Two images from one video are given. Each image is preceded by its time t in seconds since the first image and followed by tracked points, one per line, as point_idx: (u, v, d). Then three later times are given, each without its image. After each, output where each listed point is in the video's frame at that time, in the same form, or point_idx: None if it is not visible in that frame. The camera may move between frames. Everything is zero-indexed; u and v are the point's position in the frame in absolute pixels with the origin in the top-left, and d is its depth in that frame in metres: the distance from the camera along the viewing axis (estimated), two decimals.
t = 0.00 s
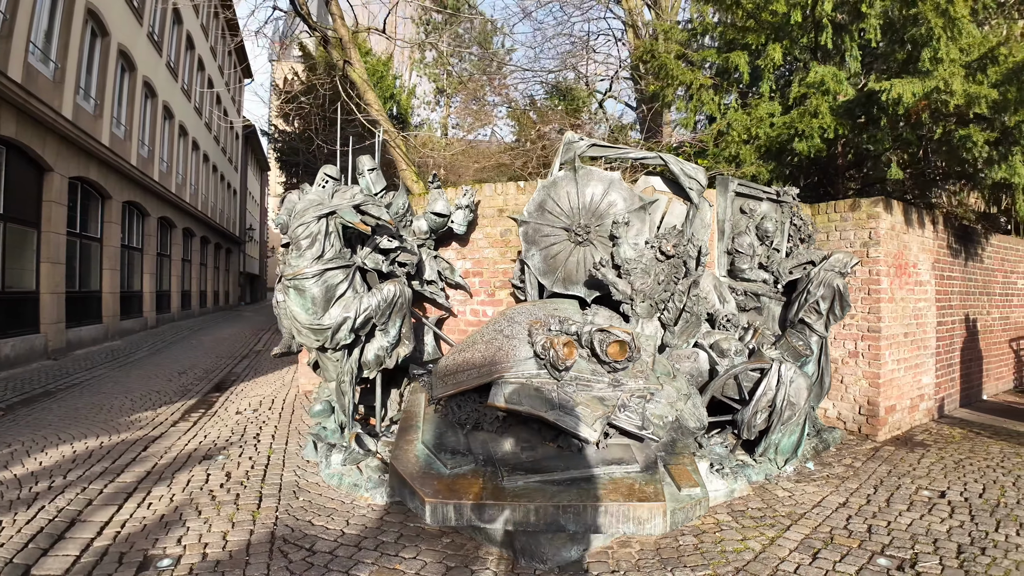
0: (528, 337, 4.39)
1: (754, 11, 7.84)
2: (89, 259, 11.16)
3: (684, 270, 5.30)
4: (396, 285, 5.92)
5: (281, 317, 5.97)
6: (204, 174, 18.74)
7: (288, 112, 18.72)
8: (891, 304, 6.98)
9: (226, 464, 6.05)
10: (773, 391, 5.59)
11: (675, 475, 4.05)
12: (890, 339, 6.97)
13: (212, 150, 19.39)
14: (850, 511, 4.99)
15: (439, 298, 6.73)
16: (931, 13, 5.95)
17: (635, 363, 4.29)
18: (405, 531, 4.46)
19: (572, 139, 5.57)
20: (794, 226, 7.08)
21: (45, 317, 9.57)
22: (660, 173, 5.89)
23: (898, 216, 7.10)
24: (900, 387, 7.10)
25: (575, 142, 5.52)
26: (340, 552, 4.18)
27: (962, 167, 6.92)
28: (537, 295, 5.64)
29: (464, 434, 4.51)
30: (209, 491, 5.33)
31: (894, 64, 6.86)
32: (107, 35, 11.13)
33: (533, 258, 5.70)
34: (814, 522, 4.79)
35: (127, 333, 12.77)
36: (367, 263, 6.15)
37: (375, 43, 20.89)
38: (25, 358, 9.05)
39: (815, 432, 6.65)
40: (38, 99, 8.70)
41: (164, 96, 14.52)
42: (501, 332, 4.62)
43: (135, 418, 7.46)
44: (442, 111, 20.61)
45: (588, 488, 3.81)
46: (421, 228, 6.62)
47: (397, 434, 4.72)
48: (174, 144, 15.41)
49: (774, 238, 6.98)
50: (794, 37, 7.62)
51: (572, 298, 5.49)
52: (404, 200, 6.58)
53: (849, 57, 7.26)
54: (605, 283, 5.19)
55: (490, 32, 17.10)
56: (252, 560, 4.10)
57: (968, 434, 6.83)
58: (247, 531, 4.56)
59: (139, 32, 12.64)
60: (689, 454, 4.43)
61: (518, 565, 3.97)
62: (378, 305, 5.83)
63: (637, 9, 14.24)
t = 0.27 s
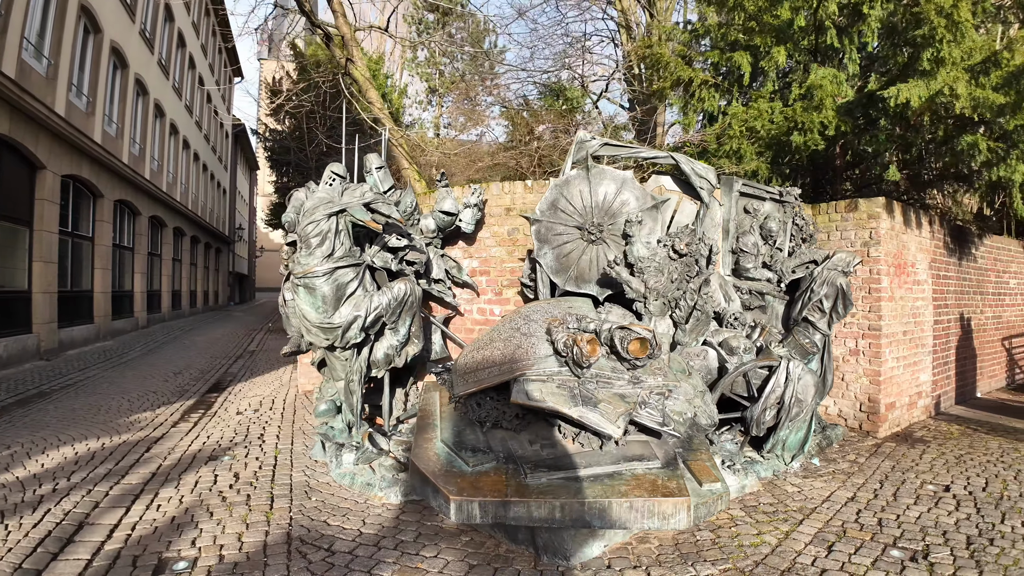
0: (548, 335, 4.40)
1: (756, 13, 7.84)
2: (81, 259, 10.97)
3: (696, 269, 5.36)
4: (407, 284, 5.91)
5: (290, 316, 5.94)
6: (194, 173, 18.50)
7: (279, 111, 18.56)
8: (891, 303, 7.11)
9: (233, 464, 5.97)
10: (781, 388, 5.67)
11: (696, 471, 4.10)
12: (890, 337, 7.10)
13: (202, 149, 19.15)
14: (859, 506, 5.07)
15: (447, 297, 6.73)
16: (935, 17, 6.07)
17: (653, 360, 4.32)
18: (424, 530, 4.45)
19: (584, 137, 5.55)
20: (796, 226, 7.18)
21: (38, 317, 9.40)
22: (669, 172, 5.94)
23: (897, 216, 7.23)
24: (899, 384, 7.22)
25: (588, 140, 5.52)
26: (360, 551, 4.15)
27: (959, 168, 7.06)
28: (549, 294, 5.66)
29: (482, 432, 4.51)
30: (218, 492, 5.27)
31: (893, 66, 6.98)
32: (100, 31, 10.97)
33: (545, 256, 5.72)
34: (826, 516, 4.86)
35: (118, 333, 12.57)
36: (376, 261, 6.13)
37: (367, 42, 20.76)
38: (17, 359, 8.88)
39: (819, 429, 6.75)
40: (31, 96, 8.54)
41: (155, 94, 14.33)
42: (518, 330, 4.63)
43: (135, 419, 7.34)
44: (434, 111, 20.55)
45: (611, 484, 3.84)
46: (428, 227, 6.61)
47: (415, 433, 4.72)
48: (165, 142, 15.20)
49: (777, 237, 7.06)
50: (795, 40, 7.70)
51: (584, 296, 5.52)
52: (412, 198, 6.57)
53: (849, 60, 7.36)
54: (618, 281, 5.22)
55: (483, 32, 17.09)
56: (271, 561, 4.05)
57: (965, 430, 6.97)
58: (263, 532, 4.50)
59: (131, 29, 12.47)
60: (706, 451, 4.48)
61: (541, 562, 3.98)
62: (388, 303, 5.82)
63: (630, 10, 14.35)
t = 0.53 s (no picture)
0: (563, 337, 4.44)
1: (755, 17, 8.07)
2: (71, 258, 10.80)
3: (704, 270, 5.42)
4: (415, 284, 5.91)
5: (297, 317, 5.92)
6: (184, 172, 18.28)
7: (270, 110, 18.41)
8: (887, 304, 7.25)
9: (238, 466, 5.92)
10: (785, 387, 5.76)
11: (711, 469, 4.17)
12: (887, 337, 7.24)
13: (191, 148, 18.92)
14: (863, 502, 5.17)
15: (452, 297, 6.74)
16: (932, 26, 6.19)
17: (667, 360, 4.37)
18: (439, 531, 4.46)
19: (592, 140, 5.68)
20: (795, 228, 7.29)
21: (29, 318, 9.25)
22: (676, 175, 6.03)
23: (893, 218, 7.37)
24: (895, 383, 7.37)
25: (596, 143, 5.63)
26: (378, 553, 4.13)
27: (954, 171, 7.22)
28: (558, 295, 5.70)
29: (496, 432, 4.53)
30: (226, 494, 5.21)
31: (890, 71, 7.10)
32: (91, 29, 10.83)
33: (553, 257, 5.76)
34: (832, 512, 4.95)
35: (108, 334, 12.38)
36: (383, 262, 6.13)
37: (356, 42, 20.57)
38: (8, 360, 8.72)
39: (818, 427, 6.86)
40: (24, 93, 8.41)
41: (146, 93, 14.15)
42: (532, 331, 4.66)
43: (134, 420, 7.25)
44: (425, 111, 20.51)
45: (629, 483, 3.88)
46: (433, 228, 6.62)
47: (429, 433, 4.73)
48: (155, 141, 15.01)
49: (777, 239, 7.15)
50: (794, 44, 7.79)
51: (592, 297, 5.56)
52: (418, 199, 6.57)
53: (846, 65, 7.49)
54: (628, 282, 5.26)
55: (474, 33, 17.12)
56: (288, 564, 4.01)
57: (959, 428, 7.13)
58: (276, 534, 4.47)
59: (122, 26, 12.32)
60: (718, 449, 4.55)
61: (559, 560, 4.02)
62: (397, 304, 5.82)
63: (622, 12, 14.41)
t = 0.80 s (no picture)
0: (572, 338, 4.47)
1: (750, 21, 8.18)
2: (56, 258, 10.58)
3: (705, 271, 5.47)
4: (417, 286, 5.89)
5: (298, 318, 5.89)
6: (168, 171, 17.99)
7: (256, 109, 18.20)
8: (878, 304, 7.40)
9: (238, 469, 5.85)
10: (784, 386, 5.87)
11: (719, 467, 4.23)
12: (878, 336, 7.39)
13: (175, 146, 18.63)
14: (862, 498, 5.29)
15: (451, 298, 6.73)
16: (925, 32, 6.37)
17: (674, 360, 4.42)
18: (448, 531, 4.46)
19: (595, 142, 5.72)
20: (789, 229, 7.41)
21: (13, 319, 9.04)
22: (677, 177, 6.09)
23: (884, 220, 7.53)
24: (885, 381, 7.54)
25: (599, 145, 5.67)
26: (389, 555, 4.12)
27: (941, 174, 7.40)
28: (560, 295, 5.74)
29: (505, 432, 4.55)
30: (229, 498, 5.15)
31: (881, 76, 7.26)
32: (78, 26, 10.65)
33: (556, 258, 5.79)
34: (832, 508, 5.05)
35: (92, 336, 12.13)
36: (384, 263, 6.10)
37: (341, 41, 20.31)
38: None
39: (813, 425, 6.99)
40: (10, 90, 8.22)
41: (130, 91, 13.90)
42: (539, 332, 4.69)
43: (126, 423, 7.12)
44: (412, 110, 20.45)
45: (641, 482, 3.93)
46: (433, 228, 6.60)
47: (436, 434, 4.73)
48: (139, 139, 14.75)
49: (771, 240, 7.27)
50: (788, 48, 7.87)
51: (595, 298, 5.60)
52: (418, 200, 6.57)
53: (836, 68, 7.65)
54: (631, 283, 5.30)
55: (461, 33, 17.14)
56: (299, 568, 3.97)
57: (946, 425, 7.32)
58: (283, 537, 4.42)
59: (107, 23, 12.10)
60: (723, 447, 4.61)
61: (570, 558, 4.06)
62: (398, 305, 5.79)
63: (610, 14, 14.48)
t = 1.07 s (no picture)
0: (580, 337, 4.44)
1: (746, 21, 8.24)
2: (42, 257, 10.35)
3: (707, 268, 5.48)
4: (418, 283, 5.85)
5: (297, 316, 5.83)
6: (154, 169, 17.70)
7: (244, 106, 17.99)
8: (872, 302, 7.49)
9: (235, 470, 5.76)
10: (784, 383, 5.91)
11: (726, 463, 4.25)
12: (872, 334, 7.47)
13: (161, 145, 18.35)
14: (862, 493, 5.34)
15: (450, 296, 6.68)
16: (917, 27, 6.67)
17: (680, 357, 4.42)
18: (455, 531, 4.42)
19: (598, 140, 5.71)
20: (785, 228, 7.43)
21: None
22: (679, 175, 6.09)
23: (878, 219, 7.62)
24: (879, 378, 7.62)
25: (601, 143, 5.66)
26: (396, 556, 4.07)
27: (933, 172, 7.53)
28: (562, 293, 5.72)
29: (512, 431, 4.52)
30: (228, 500, 5.06)
31: (876, 77, 7.35)
32: (65, 21, 10.45)
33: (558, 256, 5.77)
34: (834, 503, 5.10)
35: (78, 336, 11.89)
36: (384, 260, 6.05)
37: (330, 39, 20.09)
38: None
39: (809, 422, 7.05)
40: None
41: (117, 88, 13.65)
42: (545, 330, 4.68)
43: (117, 424, 6.97)
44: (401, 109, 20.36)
45: (651, 479, 3.93)
46: (433, 226, 6.52)
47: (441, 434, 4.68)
48: (126, 136, 14.50)
49: (768, 238, 7.28)
50: (784, 48, 7.93)
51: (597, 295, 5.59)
52: (417, 197, 6.51)
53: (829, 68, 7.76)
54: (634, 281, 5.30)
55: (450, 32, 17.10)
56: (304, 570, 3.90)
57: (939, 421, 7.42)
58: (287, 539, 4.34)
59: (95, 18, 11.88)
60: (728, 443, 4.63)
61: (579, 556, 4.05)
62: (400, 303, 5.75)
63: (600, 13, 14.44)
